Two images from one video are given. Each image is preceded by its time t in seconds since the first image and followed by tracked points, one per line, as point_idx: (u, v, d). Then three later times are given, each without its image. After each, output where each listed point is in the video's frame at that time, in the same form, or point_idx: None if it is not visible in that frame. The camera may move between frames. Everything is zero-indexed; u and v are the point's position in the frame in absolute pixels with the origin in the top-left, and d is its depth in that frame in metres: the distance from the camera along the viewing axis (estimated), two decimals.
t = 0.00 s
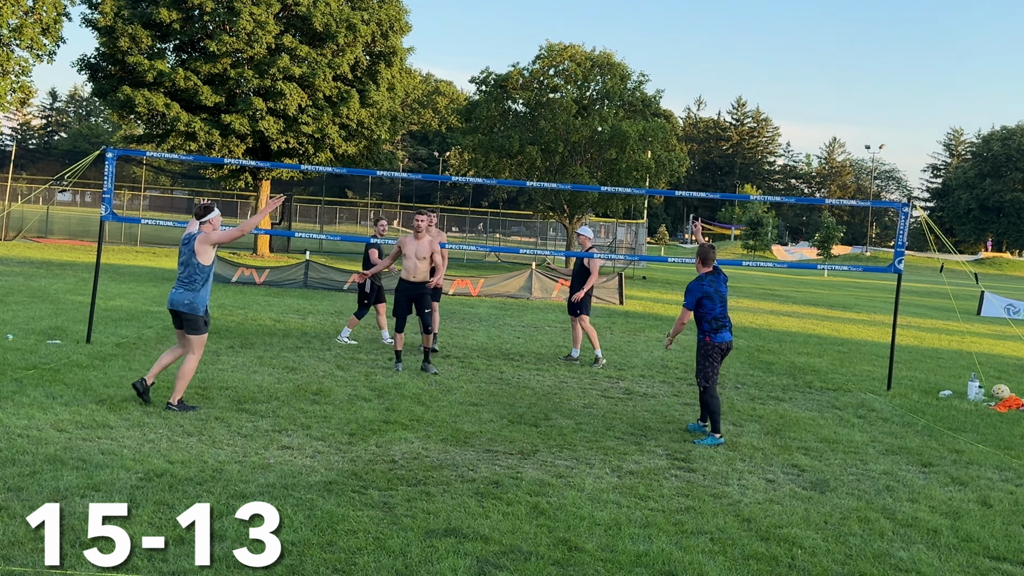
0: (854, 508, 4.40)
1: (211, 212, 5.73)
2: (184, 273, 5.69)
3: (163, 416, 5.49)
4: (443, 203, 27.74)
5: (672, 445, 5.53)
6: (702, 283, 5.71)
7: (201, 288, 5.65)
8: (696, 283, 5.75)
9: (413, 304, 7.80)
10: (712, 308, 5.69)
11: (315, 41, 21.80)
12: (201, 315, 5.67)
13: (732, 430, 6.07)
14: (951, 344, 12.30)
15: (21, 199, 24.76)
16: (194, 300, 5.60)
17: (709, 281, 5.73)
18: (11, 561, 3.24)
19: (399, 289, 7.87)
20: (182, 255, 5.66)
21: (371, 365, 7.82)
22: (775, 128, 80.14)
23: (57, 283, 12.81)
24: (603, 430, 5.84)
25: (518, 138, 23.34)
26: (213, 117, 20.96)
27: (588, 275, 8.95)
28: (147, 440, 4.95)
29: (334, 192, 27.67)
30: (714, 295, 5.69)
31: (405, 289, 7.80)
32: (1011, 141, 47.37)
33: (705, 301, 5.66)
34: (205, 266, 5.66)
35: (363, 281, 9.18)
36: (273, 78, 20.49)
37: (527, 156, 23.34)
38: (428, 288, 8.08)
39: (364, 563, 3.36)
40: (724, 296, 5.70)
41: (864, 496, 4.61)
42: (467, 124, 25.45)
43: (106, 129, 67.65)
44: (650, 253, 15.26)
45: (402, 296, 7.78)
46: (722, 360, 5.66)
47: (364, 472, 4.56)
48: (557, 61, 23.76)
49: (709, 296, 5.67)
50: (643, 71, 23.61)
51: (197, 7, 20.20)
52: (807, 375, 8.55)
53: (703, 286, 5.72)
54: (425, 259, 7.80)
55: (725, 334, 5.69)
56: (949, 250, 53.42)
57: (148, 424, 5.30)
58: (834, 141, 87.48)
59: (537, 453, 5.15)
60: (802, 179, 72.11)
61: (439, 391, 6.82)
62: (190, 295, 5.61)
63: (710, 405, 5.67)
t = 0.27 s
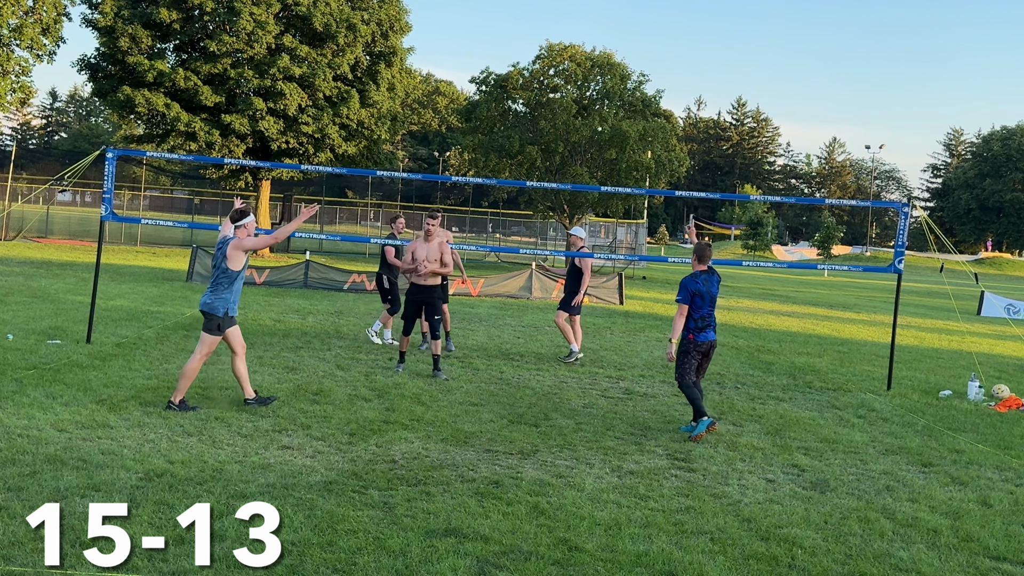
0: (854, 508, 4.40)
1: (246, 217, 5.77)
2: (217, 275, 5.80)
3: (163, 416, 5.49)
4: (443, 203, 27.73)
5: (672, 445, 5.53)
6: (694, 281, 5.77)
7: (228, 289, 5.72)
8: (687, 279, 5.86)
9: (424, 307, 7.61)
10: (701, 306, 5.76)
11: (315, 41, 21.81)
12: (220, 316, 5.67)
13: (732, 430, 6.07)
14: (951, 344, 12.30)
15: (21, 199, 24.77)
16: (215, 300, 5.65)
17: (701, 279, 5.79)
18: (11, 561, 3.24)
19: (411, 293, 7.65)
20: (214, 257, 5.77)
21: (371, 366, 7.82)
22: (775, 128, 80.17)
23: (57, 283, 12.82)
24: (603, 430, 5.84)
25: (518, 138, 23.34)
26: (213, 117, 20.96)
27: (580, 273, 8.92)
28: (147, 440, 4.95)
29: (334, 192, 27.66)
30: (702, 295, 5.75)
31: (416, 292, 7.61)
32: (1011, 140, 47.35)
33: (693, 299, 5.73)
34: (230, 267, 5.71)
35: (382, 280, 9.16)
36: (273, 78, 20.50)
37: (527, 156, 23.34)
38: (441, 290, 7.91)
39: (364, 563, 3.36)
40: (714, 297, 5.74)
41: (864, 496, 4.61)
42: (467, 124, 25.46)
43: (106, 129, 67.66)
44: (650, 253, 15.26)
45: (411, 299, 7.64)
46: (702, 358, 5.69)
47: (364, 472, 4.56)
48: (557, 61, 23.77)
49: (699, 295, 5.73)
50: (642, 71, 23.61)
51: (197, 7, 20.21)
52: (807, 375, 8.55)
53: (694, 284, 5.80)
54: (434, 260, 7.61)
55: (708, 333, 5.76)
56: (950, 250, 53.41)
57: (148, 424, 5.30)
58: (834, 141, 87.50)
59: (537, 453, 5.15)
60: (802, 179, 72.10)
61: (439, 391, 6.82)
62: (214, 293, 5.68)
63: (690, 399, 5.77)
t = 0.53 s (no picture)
0: (854, 508, 4.40)
1: (284, 217, 5.82)
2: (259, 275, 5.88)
3: (164, 416, 5.50)
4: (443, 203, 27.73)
5: (672, 445, 5.53)
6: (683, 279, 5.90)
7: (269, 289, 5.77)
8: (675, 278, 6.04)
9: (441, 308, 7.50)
10: (688, 303, 5.87)
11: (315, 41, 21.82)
12: (264, 316, 5.76)
13: (731, 430, 6.08)
14: (951, 344, 12.30)
15: (21, 199, 24.76)
16: (257, 300, 5.74)
17: (688, 277, 5.92)
18: (11, 561, 3.24)
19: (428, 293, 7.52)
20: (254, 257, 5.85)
21: (371, 366, 7.83)
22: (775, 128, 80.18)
23: (57, 283, 12.82)
24: (603, 430, 5.84)
25: (518, 138, 23.35)
26: (213, 118, 20.97)
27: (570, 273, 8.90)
28: (148, 440, 4.95)
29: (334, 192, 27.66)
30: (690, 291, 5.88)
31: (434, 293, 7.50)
32: (1011, 140, 47.33)
33: (680, 297, 5.84)
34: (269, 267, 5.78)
35: (394, 279, 9.10)
36: (273, 78, 20.50)
37: (527, 156, 23.35)
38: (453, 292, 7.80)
39: (364, 563, 3.36)
40: (701, 293, 5.89)
41: (864, 496, 4.62)
42: (467, 124, 25.46)
43: (106, 129, 67.66)
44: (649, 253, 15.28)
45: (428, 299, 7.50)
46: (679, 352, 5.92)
47: (364, 472, 4.56)
48: (557, 61, 23.76)
49: (688, 293, 5.87)
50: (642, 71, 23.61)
51: (197, 7, 20.22)
52: (807, 375, 8.55)
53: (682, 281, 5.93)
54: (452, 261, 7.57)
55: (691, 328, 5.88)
56: (950, 250, 53.40)
57: (148, 424, 5.30)
58: (834, 141, 87.51)
59: (537, 453, 5.15)
60: (802, 179, 72.07)
61: (439, 391, 6.82)
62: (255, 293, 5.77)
63: (661, 386, 6.14)
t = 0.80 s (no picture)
0: (854, 508, 4.40)
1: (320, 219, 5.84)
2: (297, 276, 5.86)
3: (164, 416, 5.50)
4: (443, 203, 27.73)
5: (672, 445, 5.53)
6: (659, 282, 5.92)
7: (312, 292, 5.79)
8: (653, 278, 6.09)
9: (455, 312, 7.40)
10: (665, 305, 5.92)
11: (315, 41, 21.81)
12: (309, 316, 5.79)
13: (731, 430, 6.07)
14: (951, 344, 12.29)
15: (21, 199, 24.76)
16: (301, 302, 5.75)
17: (665, 279, 5.94)
18: (11, 561, 3.24)
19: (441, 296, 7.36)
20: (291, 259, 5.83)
21: (372, 366, 7.83)
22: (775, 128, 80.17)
23: (57, 283, 12.82)
24: (603, 430, 5.84)
25: (518, 138, 23.35)
26: (213, 118, 20.96)
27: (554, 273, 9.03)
28: (148, 439, 4.95)
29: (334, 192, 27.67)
30: (667, 293, 5.91)
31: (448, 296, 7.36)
32: (1011, 140, 47.32)
33: (654, 300, 5.88)
34: (309, 268, 5.78)
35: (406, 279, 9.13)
36: (273, 78, 20.50)
37: (527, 156, 23.35)
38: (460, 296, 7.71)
39: (364, 563, 3.36)
40: (678, 294, 5.92)
41: (864, 496, 4.62)
42: (467, 124, 25.46)
43: (106, 129, 67.70)
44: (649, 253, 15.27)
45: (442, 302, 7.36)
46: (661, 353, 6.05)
47: (364, 472, 4.56)
48: (557, 61, 23.75)
49: (666, 295, 5.90)
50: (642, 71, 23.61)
51: (197, 7, 20.22)
52: (807, 375, 8.55)
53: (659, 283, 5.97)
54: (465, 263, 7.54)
55: (666, 329, 5.94)
56: (949, 250, 53.37)
57: (148, 424, 5.30)
58: (834, 141, 87.49)
59: (537, 453, 5.15)
60: (802, 179, 72.06)
61: (439, 391, 6.82)
62: (296, 295, 5.76)
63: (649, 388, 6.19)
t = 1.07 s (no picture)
0: (854, 508, 4.40)
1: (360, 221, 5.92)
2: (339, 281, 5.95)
3: (164, 416, 5.50)
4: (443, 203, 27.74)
5: (672, 445, 5.53)
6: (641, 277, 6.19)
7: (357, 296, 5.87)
8: (639, 273, 6.38)
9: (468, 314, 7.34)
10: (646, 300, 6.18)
11: (315, 41, 21.81)
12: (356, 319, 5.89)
13: (731, 430, 6.07)
14: (951, 345, 12.29)
15: (21, 199, 24.76)
16: (348, 306, 5.85)
17: (647, 275, 6.22)
18: (11, 561, 3.24)
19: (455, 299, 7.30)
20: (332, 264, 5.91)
21: (372, 366, 7.83)
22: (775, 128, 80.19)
23: (57, 283, 12.82)
24: (603, 430, 5.84)
25: (518, 138, 23.35)
26: (213, 117, 20.96)
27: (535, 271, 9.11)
28: (148, 440, 4.95)
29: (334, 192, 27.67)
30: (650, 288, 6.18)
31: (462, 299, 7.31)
32: (1011, 140, 47.31)
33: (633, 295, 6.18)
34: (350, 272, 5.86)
35: (415, 280, 9.15)
36: (273, 78, 20.50)
37: (527, 156, 23.35)
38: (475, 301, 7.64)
39: (364, 563, 3.36)
40: (661, 289, 6.17)
41: (864, 496, 4.61)
42: (467, 124, 25.45)
43: (106, 129, 67.69)
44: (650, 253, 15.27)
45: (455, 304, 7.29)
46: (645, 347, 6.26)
47: (364, 472, 4.56)
48: (557, 61, 23.73)
49: (647, 289, 6.17)
50: (642, 71, 23.61)
51: (197, 7, 20.21)
52: (807, 375, 8.55)
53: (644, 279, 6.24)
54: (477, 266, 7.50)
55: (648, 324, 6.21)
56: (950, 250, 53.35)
57: (148, 424, 5.30)
58: (834, 141, 87.50)
59: (537, 453, 5.15)
60: (802, 179, 72.03)
61: (439, 391, 6.81)
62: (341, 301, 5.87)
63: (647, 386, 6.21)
